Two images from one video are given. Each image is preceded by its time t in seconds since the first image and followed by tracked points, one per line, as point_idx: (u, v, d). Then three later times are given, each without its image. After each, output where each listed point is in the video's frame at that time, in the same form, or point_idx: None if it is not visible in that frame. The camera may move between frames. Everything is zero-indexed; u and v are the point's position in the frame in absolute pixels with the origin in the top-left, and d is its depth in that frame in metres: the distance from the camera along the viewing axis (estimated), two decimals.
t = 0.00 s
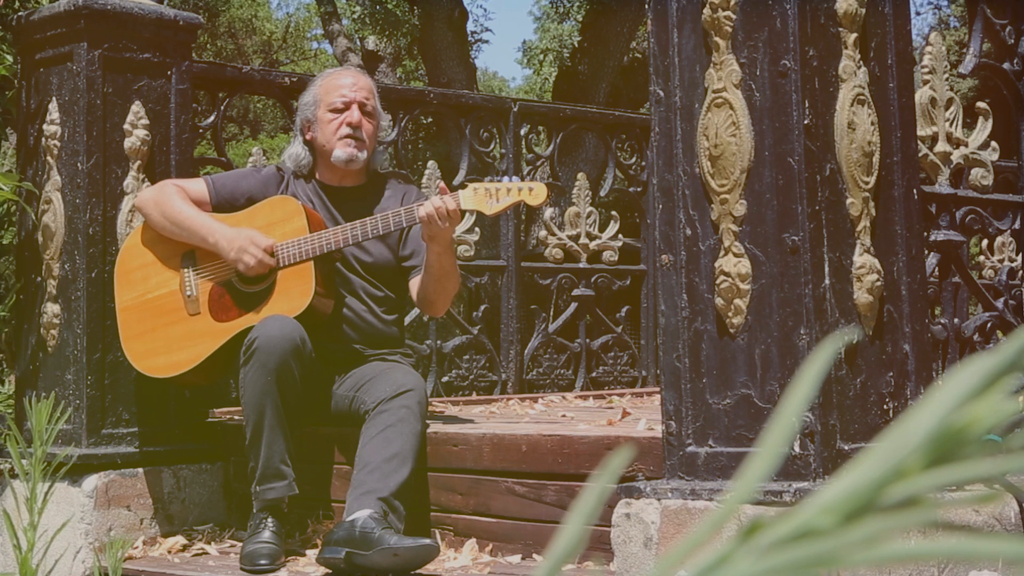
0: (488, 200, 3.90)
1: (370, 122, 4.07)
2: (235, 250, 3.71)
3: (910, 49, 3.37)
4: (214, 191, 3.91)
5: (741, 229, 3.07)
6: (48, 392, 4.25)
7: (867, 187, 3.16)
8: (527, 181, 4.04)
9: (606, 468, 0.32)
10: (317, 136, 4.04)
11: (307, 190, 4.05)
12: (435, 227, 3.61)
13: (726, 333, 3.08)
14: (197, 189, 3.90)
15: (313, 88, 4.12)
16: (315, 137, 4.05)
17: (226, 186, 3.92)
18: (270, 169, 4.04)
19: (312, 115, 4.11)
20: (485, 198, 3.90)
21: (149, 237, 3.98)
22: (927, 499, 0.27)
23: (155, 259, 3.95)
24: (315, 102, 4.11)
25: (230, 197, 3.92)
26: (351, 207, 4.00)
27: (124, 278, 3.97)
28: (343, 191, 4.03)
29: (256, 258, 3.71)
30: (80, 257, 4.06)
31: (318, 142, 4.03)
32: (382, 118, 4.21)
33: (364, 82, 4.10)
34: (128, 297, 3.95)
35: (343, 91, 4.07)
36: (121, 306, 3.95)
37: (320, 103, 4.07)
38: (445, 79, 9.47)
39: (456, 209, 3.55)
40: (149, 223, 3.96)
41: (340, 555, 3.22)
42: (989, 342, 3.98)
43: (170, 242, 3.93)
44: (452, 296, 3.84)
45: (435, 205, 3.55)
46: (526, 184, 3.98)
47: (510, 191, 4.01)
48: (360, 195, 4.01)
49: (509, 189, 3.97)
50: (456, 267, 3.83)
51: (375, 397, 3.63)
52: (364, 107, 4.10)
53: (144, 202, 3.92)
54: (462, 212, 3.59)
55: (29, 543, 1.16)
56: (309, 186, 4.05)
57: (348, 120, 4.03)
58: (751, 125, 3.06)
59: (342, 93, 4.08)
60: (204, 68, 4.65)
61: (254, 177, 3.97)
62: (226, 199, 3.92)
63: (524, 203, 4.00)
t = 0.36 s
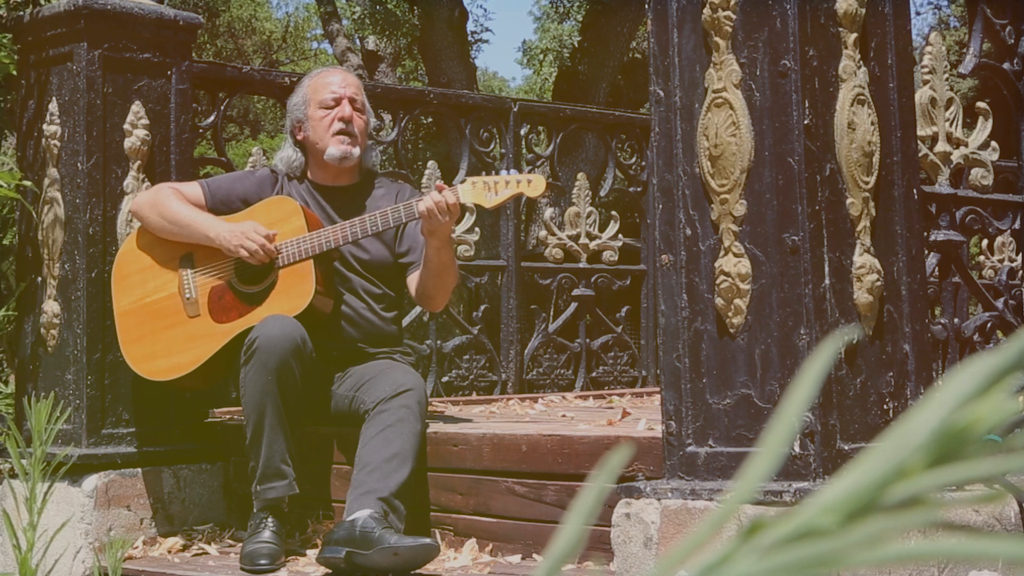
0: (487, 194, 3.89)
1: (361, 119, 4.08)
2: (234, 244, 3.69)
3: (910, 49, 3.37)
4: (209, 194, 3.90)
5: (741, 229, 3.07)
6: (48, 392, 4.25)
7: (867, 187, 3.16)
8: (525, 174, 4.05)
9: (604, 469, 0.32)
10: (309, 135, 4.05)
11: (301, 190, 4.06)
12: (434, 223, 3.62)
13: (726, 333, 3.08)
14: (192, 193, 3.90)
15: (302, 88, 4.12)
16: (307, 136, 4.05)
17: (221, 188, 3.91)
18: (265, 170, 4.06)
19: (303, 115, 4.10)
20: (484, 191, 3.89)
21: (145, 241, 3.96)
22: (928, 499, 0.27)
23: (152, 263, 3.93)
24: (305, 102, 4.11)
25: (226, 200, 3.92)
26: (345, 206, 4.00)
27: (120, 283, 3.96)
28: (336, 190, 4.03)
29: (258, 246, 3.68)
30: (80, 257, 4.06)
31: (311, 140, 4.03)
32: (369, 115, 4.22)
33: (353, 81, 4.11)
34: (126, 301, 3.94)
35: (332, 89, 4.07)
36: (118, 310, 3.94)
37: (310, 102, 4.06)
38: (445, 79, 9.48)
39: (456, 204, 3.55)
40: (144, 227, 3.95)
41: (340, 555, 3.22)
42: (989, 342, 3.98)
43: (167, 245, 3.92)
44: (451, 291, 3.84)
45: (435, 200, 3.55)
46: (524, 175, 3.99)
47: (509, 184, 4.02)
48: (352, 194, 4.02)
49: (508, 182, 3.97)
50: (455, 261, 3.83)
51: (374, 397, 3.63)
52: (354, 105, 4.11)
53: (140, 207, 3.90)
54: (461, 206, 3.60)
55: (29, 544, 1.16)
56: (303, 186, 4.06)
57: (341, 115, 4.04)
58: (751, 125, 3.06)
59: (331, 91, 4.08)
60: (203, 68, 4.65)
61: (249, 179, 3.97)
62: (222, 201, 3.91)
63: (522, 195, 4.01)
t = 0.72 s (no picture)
0: (488, 196, 3.90)
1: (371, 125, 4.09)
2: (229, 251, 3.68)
3: (910, 49, 3.38)
4: (211, 193, 3.90)
5: (741, 229, 3.07)
6: (48, 392, 4.25)
7: (867, 187, 3.16)
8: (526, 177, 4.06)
9: (607, 468, 0.32)
10: (318, 132, 4.04)
11: (304, 190, 4.05)
12: (434, 225, 3.62)
13: (726, 333, 3.08)
14: (194, 191, 3.89)
15: (317, 83, 4.11)
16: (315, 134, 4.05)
17: (223, 187, 3.91)
18: (267, 170, 4.05)
19: (314, 110, 4.10)
20: (484, 194, 3.89)
21: (146, 239, 3.96)
22: (930, 501, 0.27)
23: (153, 261, 3.93)
24: (317, 97, 4.10)
25: (228, 199, 3.92)
26: (351, 206, 4.00)
27: (120, 281, 3.96)
28: (340, 191, 4.03)
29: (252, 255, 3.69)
30: (80, 257, 4.06)
31: (318, 138, 4.03)
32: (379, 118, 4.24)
33: (370, 86, 4.12)
34: (126, 299, 3.95)
35: (349, 91, 4.08)
36: (119, 308, 3.95)
37: (325, 99, 4.06)
38: (445, 79, 9.48)
39: (456, 206, 3.56)
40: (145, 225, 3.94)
41: (340, 555, 3.22)
42: (989, 342, 3.98)
43: (168, 244, 3.92)
44: (452, 293, 3.86)
45: (436, 201, 3.57)
46: (524, 179, 4.00)
47: (509, 187, 4.03)
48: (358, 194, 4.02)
49: (509, 185, 3.99)
50: (455, 264, 3.84)
51: (374, 397, 3.63)
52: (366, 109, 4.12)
53: (141, 204, 3.88)
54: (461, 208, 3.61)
55: (29, 543, 1.16)
56: (306, 186, 4.05)
57: (353, 117, 4.05)
58: (751, 125, 3.06)
59: (347, 93, 4.08)
60: (204, 68, 4.65)
61: (252, 178, 3.97)
62: (223, 200, 3.91)
63: (522, 199, 4.02)
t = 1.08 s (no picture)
0: (490, 206, 3.90)
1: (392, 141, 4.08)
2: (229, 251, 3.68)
3: (910, 49, 3.38)
4: (219, 187, 3.90)
5: (741, 229, 3.07)
6: (48, 391, 4.25)
7: (867, 187, 3.16)
8: (529, 188, 4.05)
9: (608, 468, 0.32)
10: (337, 140, 4.03)
11: (314, 191, 4.05)
12: (436, 236, 3.61)
13: (726, 333, 3.08)
14: (202, 185, 3.89)
15: (346, 90, 4.07)
16: (334, 141, 4.03)
17: (232, 183, 3.91)
18: (278, 167, 4.06)
19: (338, 113, 4.07)
20: (488, 204, 3.90)
21: (154, 232, 3.97)
22: (928, 503, 0.27)
23: (159, 254, 3.94)
24: (345, 103, 4.06)
25: (236, 195, 3.92)
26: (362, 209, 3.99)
27: (126, 273, 3.97)
28: (353, 194, 4.02)
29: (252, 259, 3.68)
30: (80, 257, 4.06)
31: (337, 146, 4.01)
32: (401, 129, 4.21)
33: (398, 102, 4.09)
34: (131, 292, 3.96)
35: (377, 105, 4.05)
36: (123, 301, 3.96)
37: (352, 109, 4.03)
38: (444, 79, 9.49)
39: (457, 218, 3.56)
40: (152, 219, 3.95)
41: (340, 555, 3.22)
42: (989, 342, 3.98)
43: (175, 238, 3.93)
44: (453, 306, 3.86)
45: (437, 211, 3.57)
46: (527, 191, 3.98)
47: (512, 198, 4.01)
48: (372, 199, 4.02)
49: (512, 196, 3.97)
50: (458, 279, 3.82)
51: (375, 397, 3.63)
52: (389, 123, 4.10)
53: (147, 197, 3.90)
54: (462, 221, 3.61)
55: (28, 544, 1.16)
56: (315, 188, 4.05)
57: (376, 139, 4.02)
58: (752, 125, 3.06)
59: (374, 106, 4.05)
60: (204, 68, 4.65)
61: (262, 177, 3.98)
62: (232, 196, 3.92)
63: (526, 210, 3.99)
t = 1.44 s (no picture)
0: (500, 213, 3.90)
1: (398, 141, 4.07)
2: (241, 246, 3.69)
3: (910, 49, 3.38)
4: (226, 182, 3.90)
5: (741, 229, 3.07)
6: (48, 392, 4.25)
7: (867, 187, 3.16)
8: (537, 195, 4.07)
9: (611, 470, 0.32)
10: (344, 142, 4.01)
11: (320, 189, 4.05)
12: (442, 241, 3.60)
13: (726, 333, 3.08)
14: (209, 181, 3.89)
15: (352, 90, 4.04)
16: (341, 143, 4.01)
17: (239, 178, 3.91)
18: (285, 165, 4.06)
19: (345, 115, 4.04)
20: (496, 210, 3.89)
21: (160, 227, 3.97)
22: (932, 500, 0.27)
23: (165, 249, 3.94)
24: (352, 104, 4.04)
25: (242, 191, 3.92)
26: (369, 210, 3.97)
27: (131, 267, 3.96)
28: (359, 194, 4.02)
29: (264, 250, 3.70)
30: (80, 257, 4.06)
31: (344, 148, 4.00)
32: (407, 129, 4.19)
33: (404, 102, 4.07)
34: (135, 286, 3.95)
35: (383, 106, 4.03)
36: (127, 296, 3.95)
37: (359, 110, 4.01)
38: (444, 79, 9.49)
39: (462, 226, 3.53)
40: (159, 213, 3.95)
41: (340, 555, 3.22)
42: (989, 342, 3.98)
43: (181, 233, 3.93)
44: (457, 310, 3.86)
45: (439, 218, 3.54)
46: (537, 199, 4.01)
47: (521, 205, 4.03)
48: (379, 200, 4.01)
49: (521, 203, 3.99)
50: (463, 285, 3.83)
51: (375, 398, 3.63)
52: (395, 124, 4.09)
53: (155, 192, 3.90)
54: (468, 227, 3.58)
55: (28, 544, 1.16)
56: (323, 186, 4.05)
57: (383, 139, 4.01)
58: (751, 125, 3.06)
59: (381, 107, 4.03)
60: (203, 68, 4.65)
61: (268, 173, 3.97)
62: (237, 191, 3.91)
63: (534, 217, 4.03)
